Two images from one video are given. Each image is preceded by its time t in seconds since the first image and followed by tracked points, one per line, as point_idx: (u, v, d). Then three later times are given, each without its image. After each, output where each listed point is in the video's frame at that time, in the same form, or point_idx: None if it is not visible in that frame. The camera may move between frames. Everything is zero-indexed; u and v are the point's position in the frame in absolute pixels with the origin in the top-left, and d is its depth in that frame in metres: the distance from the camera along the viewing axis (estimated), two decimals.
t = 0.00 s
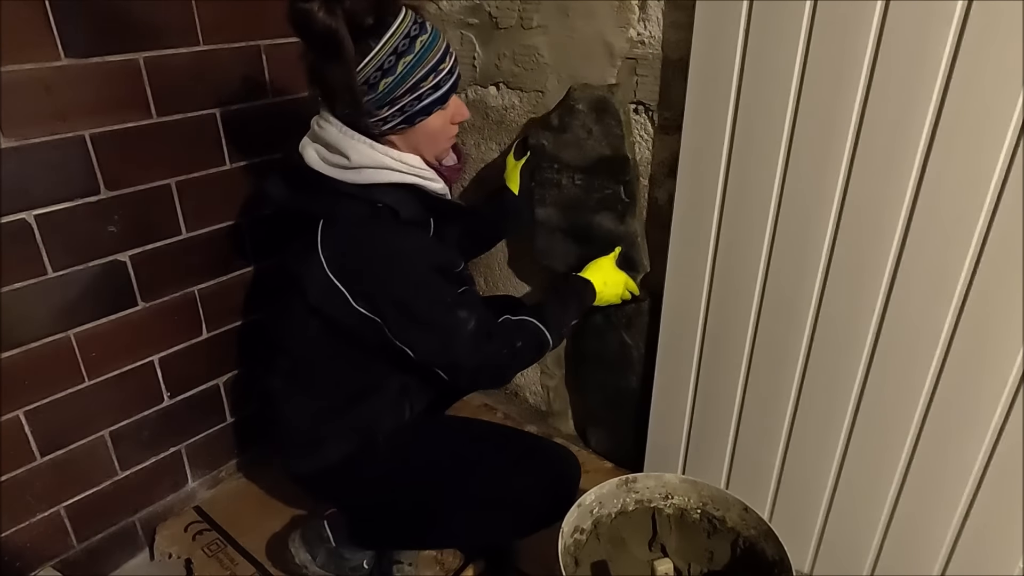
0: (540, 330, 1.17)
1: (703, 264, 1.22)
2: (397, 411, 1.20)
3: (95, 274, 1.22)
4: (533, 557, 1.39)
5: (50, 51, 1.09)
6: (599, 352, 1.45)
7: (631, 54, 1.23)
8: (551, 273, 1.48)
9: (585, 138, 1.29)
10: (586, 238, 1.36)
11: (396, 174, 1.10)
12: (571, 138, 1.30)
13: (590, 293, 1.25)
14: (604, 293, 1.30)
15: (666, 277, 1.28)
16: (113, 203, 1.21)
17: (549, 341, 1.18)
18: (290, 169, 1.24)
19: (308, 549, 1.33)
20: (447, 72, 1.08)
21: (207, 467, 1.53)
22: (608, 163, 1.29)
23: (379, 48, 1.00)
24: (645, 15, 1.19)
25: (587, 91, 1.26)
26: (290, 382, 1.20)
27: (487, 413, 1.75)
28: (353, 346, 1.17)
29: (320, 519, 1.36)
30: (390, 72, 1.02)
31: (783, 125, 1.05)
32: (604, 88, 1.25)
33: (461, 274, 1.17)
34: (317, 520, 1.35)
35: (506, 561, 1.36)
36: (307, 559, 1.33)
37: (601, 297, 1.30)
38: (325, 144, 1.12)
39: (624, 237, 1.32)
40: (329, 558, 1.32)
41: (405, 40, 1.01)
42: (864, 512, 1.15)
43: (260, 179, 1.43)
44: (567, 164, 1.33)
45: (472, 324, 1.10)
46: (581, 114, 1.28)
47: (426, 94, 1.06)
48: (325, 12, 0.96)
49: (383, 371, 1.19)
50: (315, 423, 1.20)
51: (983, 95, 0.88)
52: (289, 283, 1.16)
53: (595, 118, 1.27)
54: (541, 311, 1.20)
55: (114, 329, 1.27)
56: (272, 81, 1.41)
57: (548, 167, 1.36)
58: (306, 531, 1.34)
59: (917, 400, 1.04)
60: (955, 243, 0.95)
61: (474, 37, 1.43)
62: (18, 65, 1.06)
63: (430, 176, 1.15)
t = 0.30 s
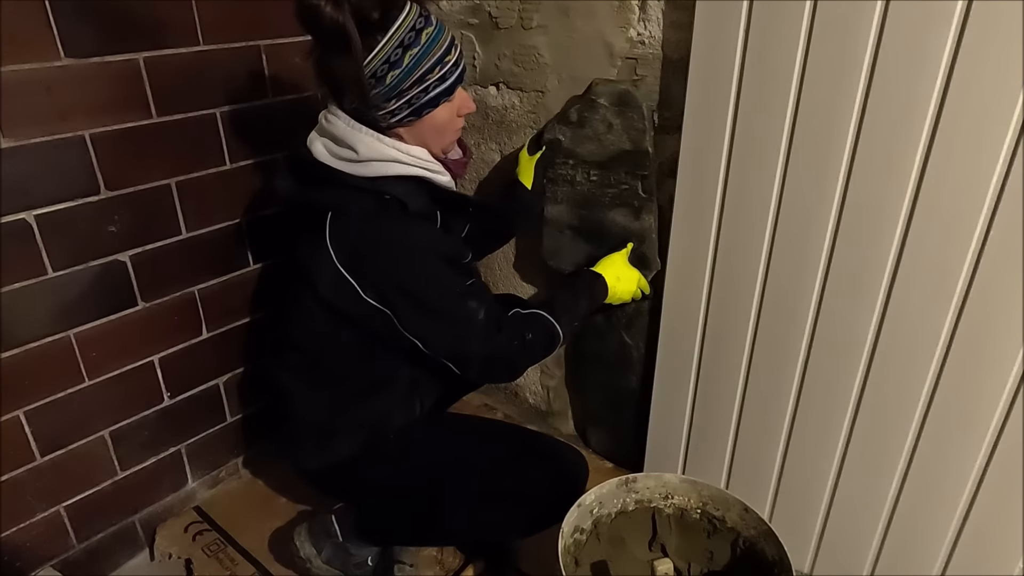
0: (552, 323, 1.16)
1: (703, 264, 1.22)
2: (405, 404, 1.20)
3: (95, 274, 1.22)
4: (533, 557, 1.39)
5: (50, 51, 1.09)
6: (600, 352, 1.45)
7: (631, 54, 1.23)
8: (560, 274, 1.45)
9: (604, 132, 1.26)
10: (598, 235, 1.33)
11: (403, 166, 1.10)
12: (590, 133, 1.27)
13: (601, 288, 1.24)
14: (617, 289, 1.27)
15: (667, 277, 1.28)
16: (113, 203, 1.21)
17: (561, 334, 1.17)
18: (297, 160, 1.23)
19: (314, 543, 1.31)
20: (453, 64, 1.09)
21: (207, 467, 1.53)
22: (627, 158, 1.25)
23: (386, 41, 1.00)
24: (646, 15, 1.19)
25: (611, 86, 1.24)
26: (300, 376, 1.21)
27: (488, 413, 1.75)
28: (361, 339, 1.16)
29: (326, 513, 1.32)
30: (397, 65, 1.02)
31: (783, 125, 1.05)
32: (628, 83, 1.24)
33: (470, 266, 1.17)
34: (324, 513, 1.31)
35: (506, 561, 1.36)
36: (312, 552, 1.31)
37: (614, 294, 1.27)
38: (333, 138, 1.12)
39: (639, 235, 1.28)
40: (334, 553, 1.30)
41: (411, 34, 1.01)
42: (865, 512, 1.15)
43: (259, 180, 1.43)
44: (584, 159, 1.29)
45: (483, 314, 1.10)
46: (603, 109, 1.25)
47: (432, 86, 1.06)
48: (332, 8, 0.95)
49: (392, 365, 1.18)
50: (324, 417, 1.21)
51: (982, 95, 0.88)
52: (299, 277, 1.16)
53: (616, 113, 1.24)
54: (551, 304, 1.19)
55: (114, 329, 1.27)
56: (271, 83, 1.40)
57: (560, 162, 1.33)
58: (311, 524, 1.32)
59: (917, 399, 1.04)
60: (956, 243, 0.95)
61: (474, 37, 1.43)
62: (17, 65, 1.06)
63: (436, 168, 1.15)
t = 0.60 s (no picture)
0: (553, 322, 1.15)
1: (703, 263, 1.22)
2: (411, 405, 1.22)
3: (95, 274, 1.22)
4: (533, 557, 1.39)
5: (50, 51, 1.09)
6: (600, 351, 1.46)
7: (631, 54, 1.23)
8: (564, 269, 1.46)
9: (624, 131, 1.24)
10: (607, 234, 1.34)
11: (402, 164, 1.09)
12: (609, 130, 1.26)
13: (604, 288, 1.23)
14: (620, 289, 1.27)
15: (667, 276, 1.28)
16: (113, 203, 1.21)
17: (563, 333, 1.16)
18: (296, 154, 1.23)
19: (316, 541, 1.32)
20: (451, 58, 1.07)
21: (207, 467, 1.53)
22: (644, 160, 1.23)
23: (384, 36, 1.00)
24: (646, 15, 1.19)
25: (635, 85, 1.20)
26: (303, 375, 1.21)
27: (488, 413, 1.75)
28: (363, 338, 1.16)
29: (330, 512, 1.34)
30: (396, 59, 1.01)
31: (783, 125, 1.05)
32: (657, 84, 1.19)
33: (470, 263, 1.17)
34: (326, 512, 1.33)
35: (506, 561, 1.36)
36: (314, 551, 1.32)
37: (617, 294, 1.27)
38: (331, 137, 1.12)
39: (645, 239, 1.29)
40: (335, 552, 1.31)
41: (409, 28, 1.01)
42: (865, 512, 1.15)
43: (259, 179, 1.43)
44: (599, 156, 1.30)
45: (483, 311, 1.10)
46: (625, 108, 1.23)
47: (431, 79, 1.06)
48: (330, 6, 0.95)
49: (396, 365, 1.19)
50: (329, 417, 1.22)
51: (983, 94, 0.88)
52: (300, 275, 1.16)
53: (639, 113, 1.21)
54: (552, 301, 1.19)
55: (115, 329, 1.27)
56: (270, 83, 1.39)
57: (574, 157, 1.33)
58: (314, 523, 1.33)
59: (917, 399, 1.04)
60: (956, 242, 0.95)
61: (474, 37, 1.43)
62: (17, 65, 1.06)
63: (435, 166, 1.14)
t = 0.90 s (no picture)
0: (561, 325, 1.16)
1: (703, 263, 1.22)
2: (419, 410, 1.22)
3: (95, 274, 1.22)
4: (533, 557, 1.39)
5: (50, 51, 1.09)
6: (600, 352, 1.46)
7: (631, 54, 1.23)
8: (568, 270, 1.46)
9: (637, 133, 1.24)
10: (614, 236, 1.34)
11: (410, 164, 1.09)
12: (622, 132, 1.26)
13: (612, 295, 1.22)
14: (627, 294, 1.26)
15: (667, 276, 1.28)
16: (112, 203, 1.21)
17: (571, 337, 1.17)
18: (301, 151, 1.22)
19: (319, 541, 1.30)
20: (460, 55, 1.08)
21: (208, 467, 1.53)
22: (656, 163, 1.24)
23: (393, 32, 0.99)
24: (645, 15, 1.19)
25: (650, 88, 1.20)
26: (308, 379, 1.21)
27: (487, 413, 1.75)
28: (369, 342, 1.17)
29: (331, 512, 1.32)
30: (405, 57, 1.01)
31: (783, 125, 1.05)
32: (673, 88, 1.19)
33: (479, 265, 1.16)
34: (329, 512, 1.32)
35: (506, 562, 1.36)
36: (316, 551, 1.30)
37: (623, 299, 1.25)
38: (339, 138, 1.12)
39: (651, 243, 1.29)
40: (338, 552, 1.30)
41: (417, 24, 1.00)
42: (865, 512, 1.15)
43: (260, 180, 1.43)
44: (610, 157, 1.30)
45: (491, 316, 1.09)
46: (640, 110, 1.22)
47: (440, 77, 1.06)
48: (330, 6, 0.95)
49: (402, 369, 1.19)
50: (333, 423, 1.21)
51: (983, 95, 0.88)
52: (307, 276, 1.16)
53: (654, 116, 1.21)
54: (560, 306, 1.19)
55: (115, 329, 1.27)
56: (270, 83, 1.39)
57: (585, 157, 1.34)
58: (316, 522, 1.31)
59: (917, 399, 1.04)
60: (956, 243, 0.95)
61: (474, 37, 1.43)
62: (17, 65, 1.06)
63: (443, 166, 1.14)
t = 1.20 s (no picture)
0: (574, 328, 1.15)
1: (703, 264, 1.22)
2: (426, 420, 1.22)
3: (95, 274, 1.22)
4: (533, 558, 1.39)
5: (50, 51, 1.09)
6: (600, 352, 1.46)
7: (631, 54, 1.23)
8: (570, 271, 1.46)
9: (638, 135, 1.24)
10: (615, 238, 1.34)
11: (423, 164, 1.09)
12: (622, 133, 1.26)
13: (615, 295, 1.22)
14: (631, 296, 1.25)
15: (667, 277, 1.28)
16: (112, 203, 1.21)
17: (581, 338, 1.16)
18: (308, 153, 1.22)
19: (321, 544, 1.30)
20: (484, 58, 1.09)
21: (208, 467, 1.53)
22: (657, 164, 1.24)
23: (422, 28, 0.99)
24: (646, 15, 1.19)
25: (652, 89, 1.20)
26: (317, 384, 1.21)
27: (487, 413, 1.75)
28: (380, 347, 1.16)
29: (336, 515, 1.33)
30: (432, 53, 1.01)
31: (783, 125, 1.05)
32: (673, 89, 1.19)
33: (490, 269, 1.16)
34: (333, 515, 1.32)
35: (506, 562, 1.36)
36: (319, 553, 1.30)
37: (626, 300, 1.25)
38: (350, 137, 1.12)
39: (652, 244, 1.29)
40: (340, 555, 1.30)
41: (446, 23, 1.01)
42: (865, 512, 1.15)
43: (260, 180, 1.43)
44: (611, 158, 1.30)
45: (503, 318, 1.09)
46: (641, 112, 1.22)
47: (462, 77, 1.06)
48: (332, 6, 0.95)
49: (412, 375, 1.19)
50: (343, 428, 1.21)
51: (983, 95, 0.88)
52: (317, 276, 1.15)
53: (654, 118, 1.21)
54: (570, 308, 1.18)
55: (115, 329, 1.27)
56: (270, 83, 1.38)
57: (586, 159, 1.33)
58: (320, 523, 1.31)
59: (918, 399, 1.04)
60: (957, 243, 0.95)
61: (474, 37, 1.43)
62: (17, 65, 1.06)
63: (455, 166, 1.15)
